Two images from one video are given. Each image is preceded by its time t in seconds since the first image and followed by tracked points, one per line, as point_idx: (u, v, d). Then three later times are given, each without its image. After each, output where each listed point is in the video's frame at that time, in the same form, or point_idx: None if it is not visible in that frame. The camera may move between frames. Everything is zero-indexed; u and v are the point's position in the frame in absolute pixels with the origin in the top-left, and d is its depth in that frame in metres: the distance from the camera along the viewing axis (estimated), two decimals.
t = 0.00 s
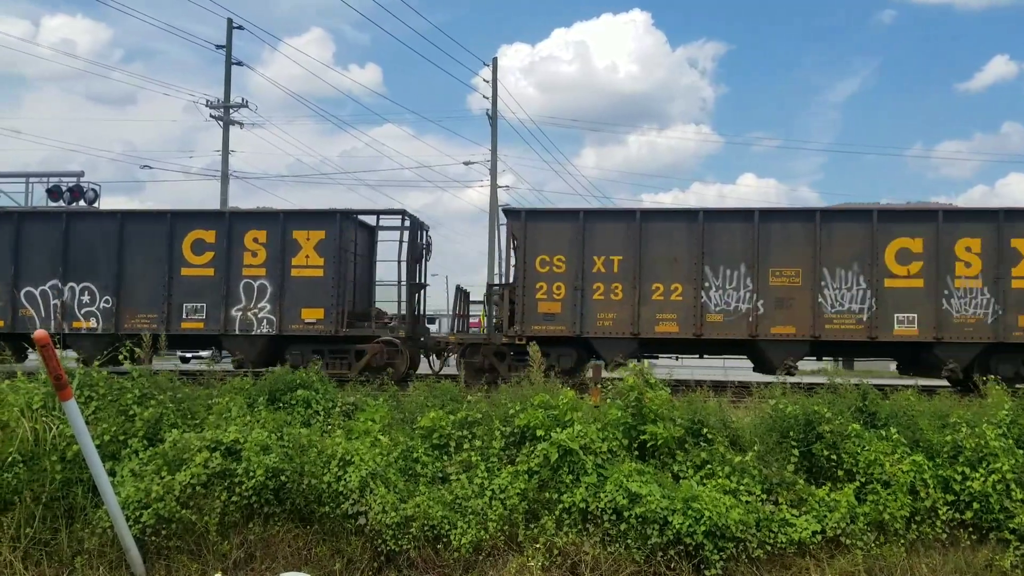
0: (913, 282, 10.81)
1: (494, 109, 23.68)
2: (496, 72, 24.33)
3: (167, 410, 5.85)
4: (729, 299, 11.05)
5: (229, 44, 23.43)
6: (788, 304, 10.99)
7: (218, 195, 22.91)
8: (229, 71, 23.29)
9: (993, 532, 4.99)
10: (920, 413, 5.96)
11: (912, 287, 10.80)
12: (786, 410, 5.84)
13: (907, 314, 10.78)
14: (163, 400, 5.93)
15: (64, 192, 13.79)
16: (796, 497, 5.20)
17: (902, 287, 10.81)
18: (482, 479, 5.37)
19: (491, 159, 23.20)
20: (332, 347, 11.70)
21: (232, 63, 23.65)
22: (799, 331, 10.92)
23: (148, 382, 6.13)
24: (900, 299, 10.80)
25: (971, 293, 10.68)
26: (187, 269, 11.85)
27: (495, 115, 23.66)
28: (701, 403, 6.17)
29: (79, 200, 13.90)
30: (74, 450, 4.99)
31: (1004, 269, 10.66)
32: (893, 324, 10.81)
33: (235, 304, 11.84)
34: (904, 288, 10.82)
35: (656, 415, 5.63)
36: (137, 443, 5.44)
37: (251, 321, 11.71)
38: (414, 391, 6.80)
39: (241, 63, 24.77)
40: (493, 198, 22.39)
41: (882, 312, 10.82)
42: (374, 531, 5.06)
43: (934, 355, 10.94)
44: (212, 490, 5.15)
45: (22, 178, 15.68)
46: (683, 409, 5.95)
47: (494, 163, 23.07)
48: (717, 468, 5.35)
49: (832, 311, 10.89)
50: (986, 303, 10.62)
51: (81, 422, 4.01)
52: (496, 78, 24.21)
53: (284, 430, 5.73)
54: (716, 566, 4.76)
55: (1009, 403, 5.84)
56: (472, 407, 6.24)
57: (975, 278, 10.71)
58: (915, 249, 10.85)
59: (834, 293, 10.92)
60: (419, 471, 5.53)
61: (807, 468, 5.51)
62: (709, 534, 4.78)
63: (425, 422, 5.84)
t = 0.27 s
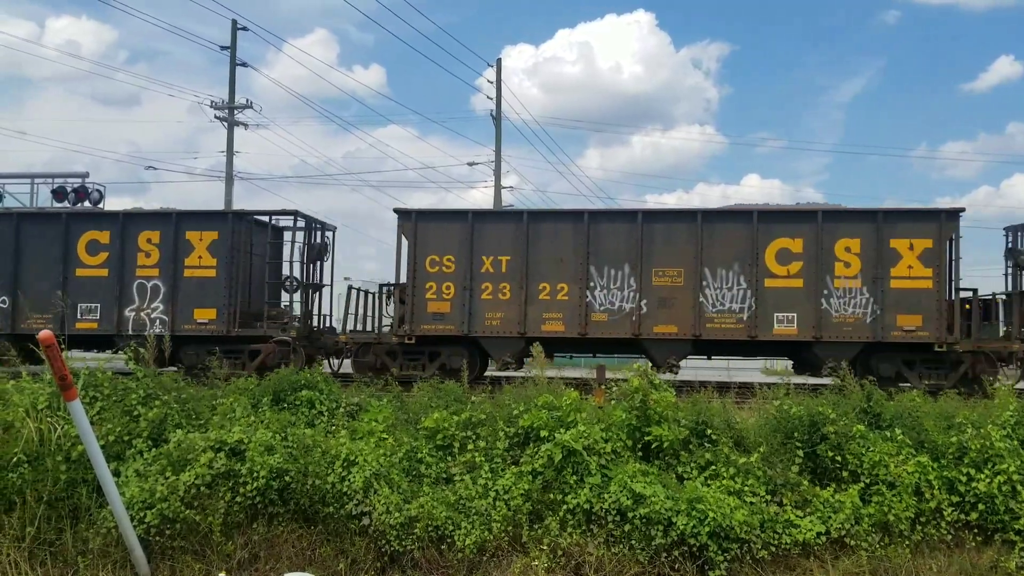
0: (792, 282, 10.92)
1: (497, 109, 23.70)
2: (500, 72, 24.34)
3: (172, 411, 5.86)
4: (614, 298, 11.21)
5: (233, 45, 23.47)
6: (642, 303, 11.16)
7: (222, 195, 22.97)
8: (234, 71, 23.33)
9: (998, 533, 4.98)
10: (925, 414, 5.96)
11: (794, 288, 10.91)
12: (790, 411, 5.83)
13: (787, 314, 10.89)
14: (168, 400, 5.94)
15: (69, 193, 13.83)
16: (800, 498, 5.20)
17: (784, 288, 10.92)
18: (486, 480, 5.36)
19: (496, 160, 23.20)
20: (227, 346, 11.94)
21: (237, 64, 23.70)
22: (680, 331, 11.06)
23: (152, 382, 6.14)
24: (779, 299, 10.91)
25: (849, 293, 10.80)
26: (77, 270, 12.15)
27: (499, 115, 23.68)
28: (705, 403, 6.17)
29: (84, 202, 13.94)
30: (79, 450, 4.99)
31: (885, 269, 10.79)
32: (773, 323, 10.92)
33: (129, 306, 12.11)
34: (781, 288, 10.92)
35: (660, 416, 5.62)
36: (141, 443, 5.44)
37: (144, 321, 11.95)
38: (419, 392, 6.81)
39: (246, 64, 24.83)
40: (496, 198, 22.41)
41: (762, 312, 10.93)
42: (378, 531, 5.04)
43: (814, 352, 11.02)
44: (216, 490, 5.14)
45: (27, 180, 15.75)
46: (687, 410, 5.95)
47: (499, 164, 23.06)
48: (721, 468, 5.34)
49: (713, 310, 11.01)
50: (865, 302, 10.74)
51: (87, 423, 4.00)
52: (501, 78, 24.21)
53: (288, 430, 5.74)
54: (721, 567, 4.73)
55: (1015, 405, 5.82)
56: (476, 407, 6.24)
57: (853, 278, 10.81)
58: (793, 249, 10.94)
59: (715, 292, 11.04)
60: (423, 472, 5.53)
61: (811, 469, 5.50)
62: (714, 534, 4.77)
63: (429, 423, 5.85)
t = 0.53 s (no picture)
0: (673, 283, 10.95)
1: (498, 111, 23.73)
2: (501, 75, 24.39)
3: (173, 413, 5.86)
4: (500, 299, 11.24)
5: (235, 48, 23.50)
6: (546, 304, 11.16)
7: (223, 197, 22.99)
8: (235, 73, 23.35)
9: (1000, 535, 4.97)
10: (926, 416, 5.96)
11: (671, 289, 10.95)
12: (791, 413, 5.82)
13: (667, 314, 10.91)
14: (169, 402, 5.95)
15: (70, 196, 13.84)
16: (802, 500, 5.19)
17: (662, 289, 10.95)
18: (487, 482, 5.35)
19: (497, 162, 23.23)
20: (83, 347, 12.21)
21: (238, 66, 23.74)
22: (563, 331, 11.07)
23: (154, 384, 6.15)
24: (659, 299, 10.95)
25: (726, 294, 10.83)
26: None
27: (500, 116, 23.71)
28: (707, 405, 6.17)
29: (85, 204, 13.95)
30: (80, 452, 5.01)
31: (760, 269, 10.80)
32: (653, 323, 10.95)
33: (23, 307, 12.12)
34: (661, 289, 10.96)
35: (661, 418, 5.62)
36: (142, 445, 5.44)
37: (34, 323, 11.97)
38: (420, 394, 6.81)
39: (247, 67, 24.88)
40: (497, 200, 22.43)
41: (642, 314, 10.96)
42: (378, 534, 5.02)
43: (693, 352, 11.05)
44: (217, 492, 5.12)
45: (28, 182, 15.76)
46: (688, 412, 5.95)
47: (500, 166, 23.09)
48: (723, 470, 5.34)
49: (594, 310, 11.04)
50: (741, 303, 10.77)
51: (89, 426, 3.97)
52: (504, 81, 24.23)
53: (290, 432, 5.74)
54: (723, 569, 4.71)
55: (1016, 406, 5.82)
56: (477, 409, 6.25)
57: (731, 278, 10.84)
58: (677, 250, 10.99)
59: (597, 293, 11.07)
60: (424, 473, 5.52)
61: (813, 471, 5.48)
62: (715, 536, 4.75)
63: (431, 424, 5.85)
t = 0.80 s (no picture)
0: (556, 286, 11.00)
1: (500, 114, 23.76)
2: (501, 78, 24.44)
3: (175, 416, 5.86)
4: (387, 302, 11.27)
5: (236, 51, 23.50)
6: (437, 307, 11.18)
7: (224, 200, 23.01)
8: (236, 77, 23.41)
9: (1003, 538, 4.95)
10: (928, 419, 5.96)
11: (556, 291, 11.00)
12: (793, 416, 5.82)
13: (550, 316, 10.98)
14: (171, 406, 5.95)
15: (72, 199, 13.86)
16: (804, 503, 5.18)
17: (547, 291, 11.01)
18: (489, 485, 5.35)
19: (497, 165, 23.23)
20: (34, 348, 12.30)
21: (239, 69, 23.77)
22: (449, 333, 11.12)
23: (155, 388, 6.15)
24: (542, 301, 11.01)
25: (608, 296, 10.90)
26: None
27: (501, 119, 23.74)
28: (708, 408, 6.18)
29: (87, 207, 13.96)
30: (81, 455, 5.02)
31: (641, 273, 10.87)
32: (537, 326, 11.01)
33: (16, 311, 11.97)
34: (544, 292, 11.02)
35: (663, 421, 5.61)
36: (144, 449, 5.43)
37: None
38: (421, 397, 6.82)
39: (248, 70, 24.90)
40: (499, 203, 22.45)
41: (527, 318, 11.02)
42: (380, 537, 5.00)
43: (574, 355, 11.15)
44: (218, 496, 5.11)
45: (29, 186, 15.77)
46: (690, 415, 5.96)
47: (501, 169, 23.10)
48: (725, 473, 5.34)
49: (481, 312, 11.09)
50: (621, 305, 10.82)
51: (90, 429, 3.94)
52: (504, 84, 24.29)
53: (291, 435, 5.74)
54: (725, 572, 4.70)
55: (1019, 408, 5.82)
56: (479, 412, 6.26)
57: (612, 281, 10.90)
58: (558, 253, 11.04)
59: (482, 295, 11.12)
60: (426, 477, 5.51)
61: (815, 474, 5.47)
62: (717, 540, 4.73)
63: (432, 428, 5.85)
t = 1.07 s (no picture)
0: (438, 289, 11.22)
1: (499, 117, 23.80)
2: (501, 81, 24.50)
3: (173, 420, 5.86)
4: (273, 305, 11.44)
5: (234, 55, 23.52)
6: (326, 310, 11.37)
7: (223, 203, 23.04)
8: (236, 81, 23.44)
9: (1001, 541, 4.94)
10: (926, 421, 5.95)
11: (441, 294, 11.22)
12: (791, 419, 5.82)
13: (433, 318, 11.19)
14: (168, 409, 5.94)
15: (70, 202, 13.85)
16: (802, 506, 5.17)
17: (432, 294, 11.23)
18: (487, 488, 5.34)
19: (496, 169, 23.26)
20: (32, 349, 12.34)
21: (238, 73, 23.80)
22: (335, 335, 11.29)
23: (153, 391, 6.15)
24: (425, 304, 11.23)
25: (491, 298, 11.13)
26: None
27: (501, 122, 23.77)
28: (707, 411, 6.18)
29: (85, 210, 13.95)
30: (79, 458, 5.01)
31: (522, 275, 11.10)
32: (420, 328, 11.22)
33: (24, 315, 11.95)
34: (429, 295, 11.24)
35: (661, 424, 5.61)
36: (142, 452, 5.42)
37: None
38: (419, 400, 6.82)
39: (247, 74, 24.92)
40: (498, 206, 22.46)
41: (409, 320, 11.23)
42: (378, 540, 4.99)
43: (459, 356, 11.33)
44: (216, 499, 5.10)
45: (28, 189, 15.77)
46: (688, 418, 5.96)
47: (500, 173, 23.14)
48: (723, 476, 5.33)
49: (366, 315, 11.29)
50: (503, 307, 11.06)
51: (89, 433, 3.92)
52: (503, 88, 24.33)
53: (289, 438, 5.73)
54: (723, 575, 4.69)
55: (1017, 411, 5.82)
56: (477, 415, 6.26)
57: (495, 284, 11.14)
58: (443, 256, 11.28)
59: (367, 299, 11.33)
60: (424, 480, 5.51)
61: (813, 477, 5.47)
62: (715, 543, 4.72)
63: (431, 431, 5.85)
